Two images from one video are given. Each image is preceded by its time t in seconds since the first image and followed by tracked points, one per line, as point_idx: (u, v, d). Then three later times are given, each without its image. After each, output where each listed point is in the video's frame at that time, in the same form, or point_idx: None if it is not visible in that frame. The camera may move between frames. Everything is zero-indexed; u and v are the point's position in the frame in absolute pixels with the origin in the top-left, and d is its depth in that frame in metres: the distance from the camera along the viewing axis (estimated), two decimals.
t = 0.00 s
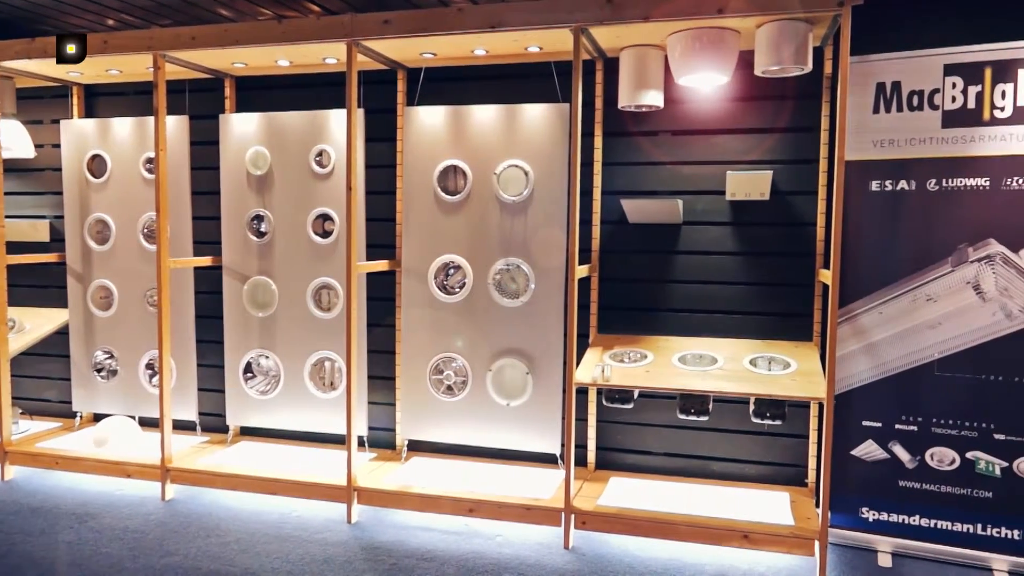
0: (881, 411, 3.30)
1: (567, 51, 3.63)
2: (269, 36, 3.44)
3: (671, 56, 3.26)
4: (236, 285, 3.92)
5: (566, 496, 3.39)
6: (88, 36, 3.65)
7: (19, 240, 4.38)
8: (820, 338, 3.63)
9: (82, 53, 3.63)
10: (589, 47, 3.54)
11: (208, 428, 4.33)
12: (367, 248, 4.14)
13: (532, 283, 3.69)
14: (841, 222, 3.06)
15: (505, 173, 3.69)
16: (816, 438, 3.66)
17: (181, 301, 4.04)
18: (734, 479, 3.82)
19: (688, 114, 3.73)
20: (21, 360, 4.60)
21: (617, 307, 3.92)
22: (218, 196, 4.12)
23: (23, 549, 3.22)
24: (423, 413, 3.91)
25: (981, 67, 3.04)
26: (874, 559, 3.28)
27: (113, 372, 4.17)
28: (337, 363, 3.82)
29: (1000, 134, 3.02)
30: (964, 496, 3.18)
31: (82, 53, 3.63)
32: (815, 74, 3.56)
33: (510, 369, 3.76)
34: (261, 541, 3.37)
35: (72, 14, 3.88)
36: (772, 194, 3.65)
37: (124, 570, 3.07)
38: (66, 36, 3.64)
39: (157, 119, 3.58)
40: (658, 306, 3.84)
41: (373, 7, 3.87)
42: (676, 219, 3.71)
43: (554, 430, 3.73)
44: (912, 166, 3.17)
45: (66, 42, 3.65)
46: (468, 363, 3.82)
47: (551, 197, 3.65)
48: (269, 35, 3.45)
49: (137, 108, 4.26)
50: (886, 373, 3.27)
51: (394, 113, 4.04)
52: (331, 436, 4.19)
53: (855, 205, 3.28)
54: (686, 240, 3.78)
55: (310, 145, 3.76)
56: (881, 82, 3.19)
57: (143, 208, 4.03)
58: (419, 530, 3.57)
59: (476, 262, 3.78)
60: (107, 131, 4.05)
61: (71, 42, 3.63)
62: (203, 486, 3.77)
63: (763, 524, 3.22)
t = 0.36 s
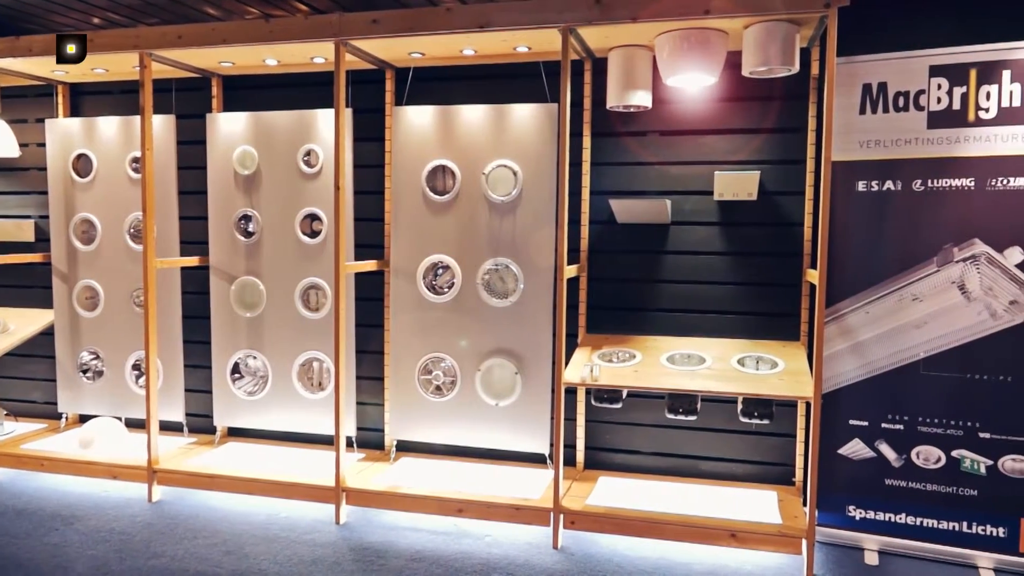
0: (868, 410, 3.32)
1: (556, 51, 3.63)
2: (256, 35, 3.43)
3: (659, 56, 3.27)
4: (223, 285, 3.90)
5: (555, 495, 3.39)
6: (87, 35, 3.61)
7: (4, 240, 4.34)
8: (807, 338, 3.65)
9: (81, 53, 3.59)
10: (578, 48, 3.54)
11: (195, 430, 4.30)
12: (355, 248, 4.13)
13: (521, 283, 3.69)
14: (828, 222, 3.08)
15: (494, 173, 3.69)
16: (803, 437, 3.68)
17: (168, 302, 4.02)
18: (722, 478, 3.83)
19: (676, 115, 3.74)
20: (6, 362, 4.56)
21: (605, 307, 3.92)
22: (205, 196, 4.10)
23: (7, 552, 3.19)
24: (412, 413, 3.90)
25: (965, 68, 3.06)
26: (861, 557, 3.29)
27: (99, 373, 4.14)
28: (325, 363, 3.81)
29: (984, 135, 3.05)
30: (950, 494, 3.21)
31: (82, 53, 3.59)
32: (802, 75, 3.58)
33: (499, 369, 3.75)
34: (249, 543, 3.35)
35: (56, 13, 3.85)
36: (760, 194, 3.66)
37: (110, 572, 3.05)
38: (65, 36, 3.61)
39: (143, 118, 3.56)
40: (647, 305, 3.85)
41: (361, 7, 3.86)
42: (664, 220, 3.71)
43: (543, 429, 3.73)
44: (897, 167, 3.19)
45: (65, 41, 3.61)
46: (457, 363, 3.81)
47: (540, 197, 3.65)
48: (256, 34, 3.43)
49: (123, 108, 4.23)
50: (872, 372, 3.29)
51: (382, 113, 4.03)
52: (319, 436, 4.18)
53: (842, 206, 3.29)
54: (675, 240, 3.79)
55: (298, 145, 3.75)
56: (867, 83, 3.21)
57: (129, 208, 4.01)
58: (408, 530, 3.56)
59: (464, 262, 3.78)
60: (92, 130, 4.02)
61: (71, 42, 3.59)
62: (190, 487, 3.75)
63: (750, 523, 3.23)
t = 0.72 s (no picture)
0: (857, 409, 3.33)
1: (546, 51, 3.63)
2: (246, 34, 3.41)
3: (649, 57, 3.27)
4: (213, 285, 3.89)
5: (546, 495, 3.39)
6: (87, 35, 3.58)
7: None
8: (797, 338, 3.66)
9: (82, 53, 3.57)
10: (569, 48, 3.55)
11: (184, 430, 4.28)
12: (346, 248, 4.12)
13: (511, 284, 3.69)
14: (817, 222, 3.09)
15: (484, 173, 3.69)
16: (793, 436, 3.70)
17: (159, 302, 4.02)
18: (712, 477, 3.84)
19: (667, 115, 3.75)
20: None
21: (596, 307, 3.93)
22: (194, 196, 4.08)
23: None
24: (402, 413, 3.89)
25: (953, 69, 3.08)
26: (851, 556, 3.31)
27: (87, 374, 4.12)
28: (315, 363, 3.80)
29: (972, 135, 3.07)
30: (938, 493, 3.23)
31: (82, 53, 3.57)
32: (791, 75, 3.59)
33: (490, 369, 3.75)
34: (238, 544, 3.34)
35: (44, 11, 3.83)
36: (749, 195, 3.68)
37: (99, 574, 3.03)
38: (65, 35, 3.58)
39: (132, 117, 3.54)
40: (637, 305, 3.86)
41: (351, 6, 3.86)
42: (655, 220, 3.72)
43: (534, 429, 3.74)
44: (886, 167, 3.21)
45: (65, 41, 3.58)
46: (447, 363, 3.81)
47: (531, 197, 3.65)
48: (246, 33, 3.42)
49: (111, 107, 4.21)
50: (861, 371, 3.31)
51: (372, 113, 4.03)
52: (310, 437, 4.16)
53: (831, 206, 3.31)
54: (665, 240, 3.79)
55: (288, 145, 3.74)
56: (855, 84, 3.23)
57: (118, 208, 3.99)
58: (399, 531, 3.55)
59: (455, 262, 3.77)
60: (80, 130, 4.00)
61: (71, 42, 3.57)
62: (180, 488, 3.73)
63: (741, 522, 3.24)
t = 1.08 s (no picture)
0: (848, 408, 3.35)
1: (538, 51, 3.64)
2: (237, 33, 3.40)
3: (641, 57, 3.28)
4: (204, 285, 3.87)
5: (538, 495, 3.39)
6: (87, 35, 3.55)
7: None
8: (788, 337, 3.68)
9: (82, 53, 3.53)
10: (560, 48, 3.55)
11: (175, 431, 4.27)
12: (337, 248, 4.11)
13: (503, 283, 3.69)
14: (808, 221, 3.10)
15: (477, 173, 3.69)
16: (784, 436, 3.71)
17: (148, 303, 3.98)
18: (704, 476, 3.85)
19: (658, 115, 3.75)
20: None
21: (588, 307, 3.93)
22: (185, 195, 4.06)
23: None
24: (395, 413, 3.89)
25: (943, 70, 3.10)
26: (842, 554, 3.32)
27: (77, 375, 4.10)
28: (307, 363, 3.79)
29: (961, 136, 3.08)
30: (929, 491, 3.24)
31: (82, 53, 3.53)
32: (782, 76, 3.61)
33: (482, 369, 3.75)
34: (229, 545, 3.33)
35: (34, 10, 3.81)
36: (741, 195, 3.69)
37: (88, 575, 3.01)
38: (65, 35, 3.55)
39: (122, 117, 3.52)
40: (629, 305, 3.86)
41: (343, 6, 3.85)
42: (647, 219, 3.73)
43: (526, 429, 3.74)
44: (876, 167, 3.22)
45: (65, 41, 3.55)
46: (440, 363, 3.81)
47: (523, 197, 3.65)
48: (238, 32, 3.41)
49: (101, 106, 4.19)
50: (851, 371, 3.32)
51: (364, 113, 4.02)
52: (302, 437, 4.15)
53: (822, 206, 3.32)
54: (657, 240, 3.80)
55: (280, 145, 3.73)
56: (846, 84, 3.24)
57: (108, 208, 3.97)
58: (391, 531, 3.55)
59: (447, 262, 3.77)
60: (70, 129, 3.98)
61: (71, 42, 3.53)
62: (170, 489, 3.71)
63: (733, 521, 3.25)
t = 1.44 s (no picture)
0: (843, 408, 3.35)
1: (533, 51, 3.64)
2: (231, 33, 3.40)
3: (636, 57, 3.28)
4: (199, 285, 3.86)
5: (534, 495, 3.39)
6: (87, 35, 3.55)
7: None
8: (783, 337, 3.68)
9: (81, 53, 3.52)
10: (556, 48, 3.55)
11: (170, 432, 4.26)
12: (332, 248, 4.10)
13: (498, 283, 3.69)
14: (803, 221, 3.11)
15: (472, 173, 3.68)
16: (779, 435, 3.72)
17: (143, 303, 4.00)
18: (699, 476, 3.86)
19: (653, 115, 3.76)
20: None
21: (584, 307, 3.93)
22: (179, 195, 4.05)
23: None
24: (390, 413, 3.89)
25: (937, 70, 3.11)
26: (836, 554, 3.33)
27: (72, 375, 4.09)
28: (302, 363, 3.79)
29: (955, 136, 3.09)
30: (923, 491, 3.25)
31: (82, 53, 3.52)
32: (777, 76, 3.61)
33: (477, 370, 3.75)
34: (224, 545, 3.32)
35: (27, 9, 3.79)
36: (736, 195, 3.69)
37: None
38: (65, 35, 3.53)
39: (116, 116, 3.51)
40: (625, 305, 3.87)
41: (338, 5, 3.84)
42: (642, 219, 3.73)
43: (522, 429, 3.74)
44: (870, 168, 3.23)
45: (65, 41, 3.54)
46: (435, 363, 3.81)
47: (518, 197, 3.65)
48: (232, 32, 3.40)
49: (95, 105, 4.17)
50: (846, 371, 3.33)
51: (360, 112, 4.01)
52: (297, 438, 4.15)
53: (817, 206, 3.33)
54: (652, 240, 3.80)
55: (275, 144, 3.72)
56: (841, 85, 3.25)
57: (103, 208, 3.96)
58: (387, 531, 3.55)
59: (442, 262, 3.77)
60: (64, 129, 3.96)
61: (71, 42, 3.53)
62: (165, 490, 3.71)
63: (728, 521, 3.25)
